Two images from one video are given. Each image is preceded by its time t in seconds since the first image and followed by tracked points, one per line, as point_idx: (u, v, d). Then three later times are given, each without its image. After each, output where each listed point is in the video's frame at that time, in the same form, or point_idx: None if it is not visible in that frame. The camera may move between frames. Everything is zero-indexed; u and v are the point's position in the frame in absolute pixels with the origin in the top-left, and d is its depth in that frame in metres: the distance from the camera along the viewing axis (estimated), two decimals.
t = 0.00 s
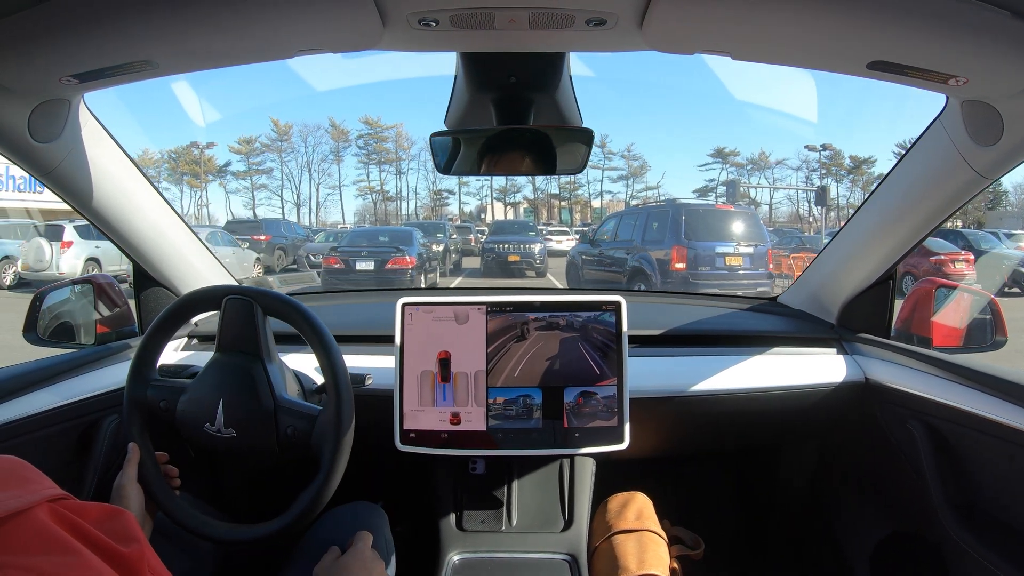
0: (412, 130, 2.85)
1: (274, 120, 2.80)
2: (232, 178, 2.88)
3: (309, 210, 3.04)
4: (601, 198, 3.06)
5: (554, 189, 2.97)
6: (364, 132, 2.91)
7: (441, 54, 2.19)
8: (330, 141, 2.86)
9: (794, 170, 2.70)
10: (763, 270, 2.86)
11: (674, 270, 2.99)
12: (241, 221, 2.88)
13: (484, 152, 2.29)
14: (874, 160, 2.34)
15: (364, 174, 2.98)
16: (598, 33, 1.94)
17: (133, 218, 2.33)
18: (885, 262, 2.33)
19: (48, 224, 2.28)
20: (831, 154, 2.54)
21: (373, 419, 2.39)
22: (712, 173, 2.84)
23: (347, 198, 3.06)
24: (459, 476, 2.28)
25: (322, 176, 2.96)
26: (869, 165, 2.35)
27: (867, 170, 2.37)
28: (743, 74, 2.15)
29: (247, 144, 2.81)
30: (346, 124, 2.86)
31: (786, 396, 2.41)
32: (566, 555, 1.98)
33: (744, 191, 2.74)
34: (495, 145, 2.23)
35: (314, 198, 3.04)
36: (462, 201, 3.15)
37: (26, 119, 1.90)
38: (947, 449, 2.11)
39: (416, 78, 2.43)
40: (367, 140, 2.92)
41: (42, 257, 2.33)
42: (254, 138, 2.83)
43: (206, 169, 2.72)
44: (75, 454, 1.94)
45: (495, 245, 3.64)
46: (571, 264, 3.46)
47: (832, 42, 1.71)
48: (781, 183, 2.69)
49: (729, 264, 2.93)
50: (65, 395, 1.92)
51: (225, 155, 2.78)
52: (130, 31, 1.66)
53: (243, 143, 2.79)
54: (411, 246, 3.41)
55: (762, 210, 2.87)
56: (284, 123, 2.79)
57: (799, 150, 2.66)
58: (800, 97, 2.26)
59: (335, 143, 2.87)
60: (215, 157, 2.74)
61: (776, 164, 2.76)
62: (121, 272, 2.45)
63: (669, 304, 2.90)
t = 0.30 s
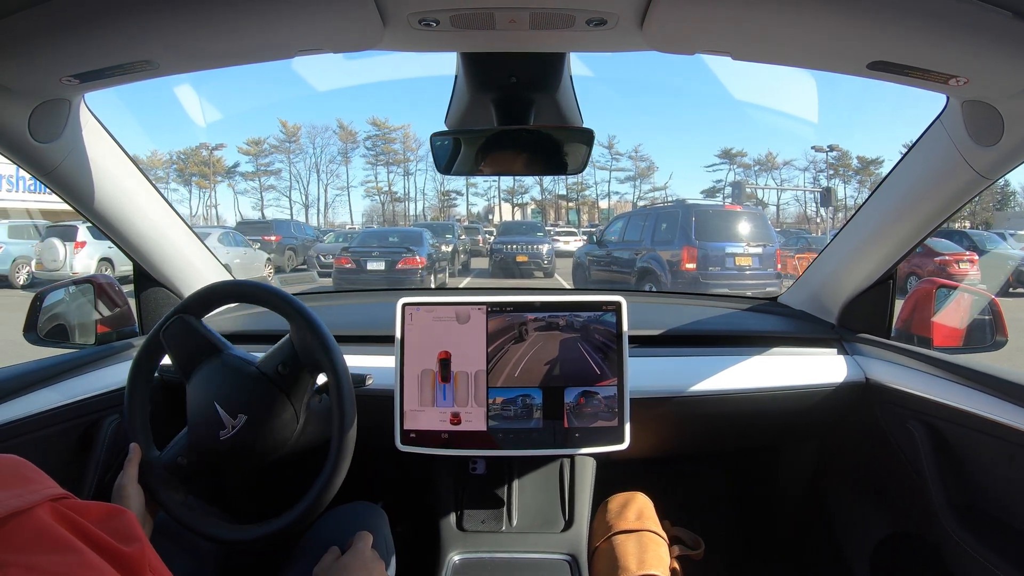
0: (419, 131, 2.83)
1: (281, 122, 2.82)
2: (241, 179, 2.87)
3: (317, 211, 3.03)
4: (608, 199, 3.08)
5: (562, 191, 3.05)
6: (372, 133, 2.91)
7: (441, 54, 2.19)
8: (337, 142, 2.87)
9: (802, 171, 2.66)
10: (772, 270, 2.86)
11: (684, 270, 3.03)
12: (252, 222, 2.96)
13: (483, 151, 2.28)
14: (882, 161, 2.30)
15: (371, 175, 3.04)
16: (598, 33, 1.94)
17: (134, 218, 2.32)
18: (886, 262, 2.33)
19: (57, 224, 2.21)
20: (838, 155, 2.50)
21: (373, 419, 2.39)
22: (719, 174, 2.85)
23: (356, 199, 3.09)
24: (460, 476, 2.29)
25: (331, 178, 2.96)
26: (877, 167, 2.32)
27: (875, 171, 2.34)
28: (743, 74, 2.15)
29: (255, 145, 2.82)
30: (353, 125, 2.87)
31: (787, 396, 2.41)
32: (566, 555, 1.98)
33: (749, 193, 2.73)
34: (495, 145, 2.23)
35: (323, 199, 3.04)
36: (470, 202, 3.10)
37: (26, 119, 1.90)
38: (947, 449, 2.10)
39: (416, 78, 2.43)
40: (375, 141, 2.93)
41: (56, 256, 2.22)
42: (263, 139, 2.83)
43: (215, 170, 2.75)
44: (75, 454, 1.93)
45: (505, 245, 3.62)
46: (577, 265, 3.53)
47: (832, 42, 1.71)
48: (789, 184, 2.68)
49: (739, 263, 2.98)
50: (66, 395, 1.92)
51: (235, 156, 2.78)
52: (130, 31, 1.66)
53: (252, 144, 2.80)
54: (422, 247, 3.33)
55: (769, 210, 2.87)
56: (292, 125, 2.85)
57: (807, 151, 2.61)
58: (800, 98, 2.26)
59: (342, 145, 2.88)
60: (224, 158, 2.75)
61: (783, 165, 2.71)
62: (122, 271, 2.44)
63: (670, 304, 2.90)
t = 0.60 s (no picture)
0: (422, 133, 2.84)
1: (288, 122, 2.82)
2: (247, 179, 2.93)
3: (323, 211, 3.04)
4: (614, 200, 3.13)
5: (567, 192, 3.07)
6: (377, 134, 2.96)
7: (440, 54, 2.19)
8: (343, 143, 2.91)
9: (807, 172, 2.66)
10: (778, 270, 2.83)
11: (694, 270, 2.97)
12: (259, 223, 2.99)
13: (483, 151, 2.28)
14: (886, 162, 2.28)
15: (377, 176, 3.02)
16: (598, 33, 1.94)
17: (133, 218, 2.33)
18: (885, 262, 2.33)
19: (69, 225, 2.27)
20: (842, 155, 2.47)
21: (373, 418, 2.39)
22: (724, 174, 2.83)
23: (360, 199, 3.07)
24: (459, 476, 2.29)
25: (336, 178, 2.99)
26: (881, 167, 2.30)
27: (879, 172, 2.32)
28: (743, 74, 2.15)
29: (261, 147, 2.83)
30: (360, 127, 2.92)
31: (787, 396, 2.41)
32: (566, 555, 1.98)
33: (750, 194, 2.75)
34: (494, 144, 2.23)
35: (328, 199, 3.05)
36: (474, 203, 3.14)
37: (26, 120, 1.90)
38: (947, 449, 2.10)
39: (417, 78, 2.43)
40: (380, 142, 2.96)
41: (66, 256, 2.24)
42: (269, 141, 2.86)
43: (220, 172, 2.81)
44: (73, 455, 1.93)
45: (511, 246, 3.62)
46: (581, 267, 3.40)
47: (832, 42, 1.71)
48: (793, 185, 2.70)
49: (748, 264, 2.95)
50: (65, 395, 1.92)
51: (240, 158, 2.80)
52: (129, 30, 1.66)
53: (258, 146, 2.82)
54: (428, 247, 3.36)
55: (775, 210, 2.88)
56: (298, 125, 2.84)
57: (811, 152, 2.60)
58: (800, 98, 2.26)
59: (348, 146, 2.93)
60: (230, 160, 2.82)
61: (789, 165, 2.70)
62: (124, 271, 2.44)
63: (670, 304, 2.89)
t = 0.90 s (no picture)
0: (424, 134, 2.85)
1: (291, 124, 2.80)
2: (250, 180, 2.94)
3: (326, 212, 3.09)
4: (616, 200, 3.08)
5: (570, 192, 3.03)
6: (380, 135, 2.98)
7: (442, 54, 2.19)
8: (347, 144, 2.95)
9: (809, 172, 2.63)
10: (786, 271, 2.79)
11: (704, 271, 2.94)
12: (264, 223, 3.04)
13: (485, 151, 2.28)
14: (889, 162, 2.27)
15: (380, 178, 3.08)
16: (600, 33, 1.93)
17: (135, 218, 2.33)
18: (887, 262, 2.33)
19: (75, 226, 2.31)
20: (843, 155, 2.47)
21: (374, 418, 2.39)
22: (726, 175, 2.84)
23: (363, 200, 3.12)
24: (461, 476, 2.30)
25: (339, 179, 3.00)
26: (884, 168, 2.30)
27: (881, 172, 2.31)
28: (745, 74, 2.15)
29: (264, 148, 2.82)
30: (362, 128, 2.97)
31: (788, 395, 2.41)
32: (568, 555, 1.98)
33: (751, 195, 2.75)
34: (498, 145, 2.22)
35: (331, 201, 3.09)
36: (476, 204, 3.17)
37: (28, 119, 1.90)
38: (949, 450, 2.10)
39: (419, 78, 2.43)
40: (383, 143, 3.00)
41: (75, 256, 2.28)
42: (270, 142, 2.89)
43: (224, 172, 2.81)
44: (75, 454, 1.93)
45: (513, 246, 3.37)
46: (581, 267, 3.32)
47: (832, 42, 1.71)
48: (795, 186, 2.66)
49: (756, 265, 2.86)
50: (66, 395, 1.92)
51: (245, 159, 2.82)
52: (131, 31, 1.66)
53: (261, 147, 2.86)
54: (432, 248, 3.26)
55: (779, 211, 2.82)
56: (301, 127, 2.83)
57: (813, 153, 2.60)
58: (802, 98, 2.26)
59: (351, 147, 2.97)
60: (233, 160, 2.81)
61: (790, 166, 2.69)
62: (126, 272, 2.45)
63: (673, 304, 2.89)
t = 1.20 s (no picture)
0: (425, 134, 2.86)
1: (292, 125, 2.84)
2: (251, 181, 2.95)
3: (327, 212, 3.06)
4: (617, 201, 3.07)
5: (570, 191, 2.98)
6: (381, 136, 2.87)
7: (446, 54, 2.19)
8: (347, 145, 2.86)
9: (809, 172, 2.65)
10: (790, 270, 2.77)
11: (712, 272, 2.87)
12: (264, 224, 3.07)
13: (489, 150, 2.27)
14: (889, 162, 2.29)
15: (381, 178, 2.96)
16: (603, 32, 1.93)
17: (139, 218, 2.33)
18: (891, 263, 2.33)
19: (81, 227, 2.30)
20: (844, 155, 2.48)
21: (377, 418, 2.39)
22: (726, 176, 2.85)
23: (362, 201, 3.01)
24: (463, 475, 2.30)
25: (340, 179, 2.93)
26: (884, 167, 2.31)
27: (881, 172, 2.33)
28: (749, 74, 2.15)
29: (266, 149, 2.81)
30: (363, 129, 2.87)
31: (792, 396, 2.41)
32: (571, 555, 1.97)
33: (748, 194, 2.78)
34: (503, 145, 2.21)
35: (333, 201, 3.05)
36: (478, 205, 3.07)
37: (33, 118, 1.91)
38: (953, 451, 2.09)
39: (425, 78, 2.44)
40: (383, 144, 2.88)
41: (79, 257, 2.29)
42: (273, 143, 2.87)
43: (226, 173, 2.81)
44: (79, 454, 1.94)
45: (513, 246, 3.29)
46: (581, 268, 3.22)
47: (834, 43, 1.71)
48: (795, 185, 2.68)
49: (763, 265, 2.79)
50: (70, 395, 1.92)
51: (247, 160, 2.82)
52: (135, 31, 1.67)
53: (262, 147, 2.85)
54: (434, 248, 3.21)
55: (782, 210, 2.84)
56: (301, 128, 2.88)
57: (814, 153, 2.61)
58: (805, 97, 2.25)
59: (352, 148, 2.86)
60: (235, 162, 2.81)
61: (791, 166, 2.71)
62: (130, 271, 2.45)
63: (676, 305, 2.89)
